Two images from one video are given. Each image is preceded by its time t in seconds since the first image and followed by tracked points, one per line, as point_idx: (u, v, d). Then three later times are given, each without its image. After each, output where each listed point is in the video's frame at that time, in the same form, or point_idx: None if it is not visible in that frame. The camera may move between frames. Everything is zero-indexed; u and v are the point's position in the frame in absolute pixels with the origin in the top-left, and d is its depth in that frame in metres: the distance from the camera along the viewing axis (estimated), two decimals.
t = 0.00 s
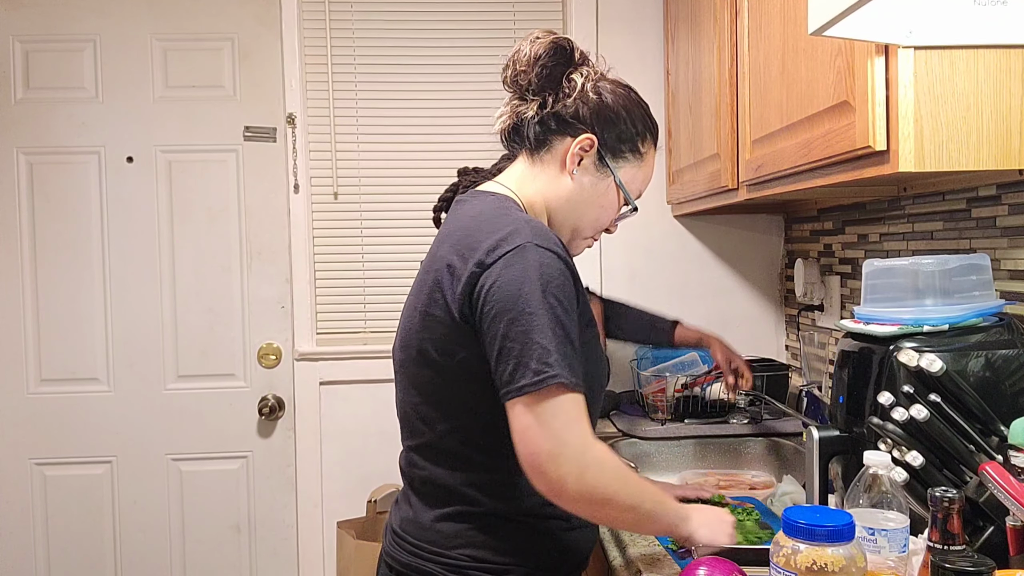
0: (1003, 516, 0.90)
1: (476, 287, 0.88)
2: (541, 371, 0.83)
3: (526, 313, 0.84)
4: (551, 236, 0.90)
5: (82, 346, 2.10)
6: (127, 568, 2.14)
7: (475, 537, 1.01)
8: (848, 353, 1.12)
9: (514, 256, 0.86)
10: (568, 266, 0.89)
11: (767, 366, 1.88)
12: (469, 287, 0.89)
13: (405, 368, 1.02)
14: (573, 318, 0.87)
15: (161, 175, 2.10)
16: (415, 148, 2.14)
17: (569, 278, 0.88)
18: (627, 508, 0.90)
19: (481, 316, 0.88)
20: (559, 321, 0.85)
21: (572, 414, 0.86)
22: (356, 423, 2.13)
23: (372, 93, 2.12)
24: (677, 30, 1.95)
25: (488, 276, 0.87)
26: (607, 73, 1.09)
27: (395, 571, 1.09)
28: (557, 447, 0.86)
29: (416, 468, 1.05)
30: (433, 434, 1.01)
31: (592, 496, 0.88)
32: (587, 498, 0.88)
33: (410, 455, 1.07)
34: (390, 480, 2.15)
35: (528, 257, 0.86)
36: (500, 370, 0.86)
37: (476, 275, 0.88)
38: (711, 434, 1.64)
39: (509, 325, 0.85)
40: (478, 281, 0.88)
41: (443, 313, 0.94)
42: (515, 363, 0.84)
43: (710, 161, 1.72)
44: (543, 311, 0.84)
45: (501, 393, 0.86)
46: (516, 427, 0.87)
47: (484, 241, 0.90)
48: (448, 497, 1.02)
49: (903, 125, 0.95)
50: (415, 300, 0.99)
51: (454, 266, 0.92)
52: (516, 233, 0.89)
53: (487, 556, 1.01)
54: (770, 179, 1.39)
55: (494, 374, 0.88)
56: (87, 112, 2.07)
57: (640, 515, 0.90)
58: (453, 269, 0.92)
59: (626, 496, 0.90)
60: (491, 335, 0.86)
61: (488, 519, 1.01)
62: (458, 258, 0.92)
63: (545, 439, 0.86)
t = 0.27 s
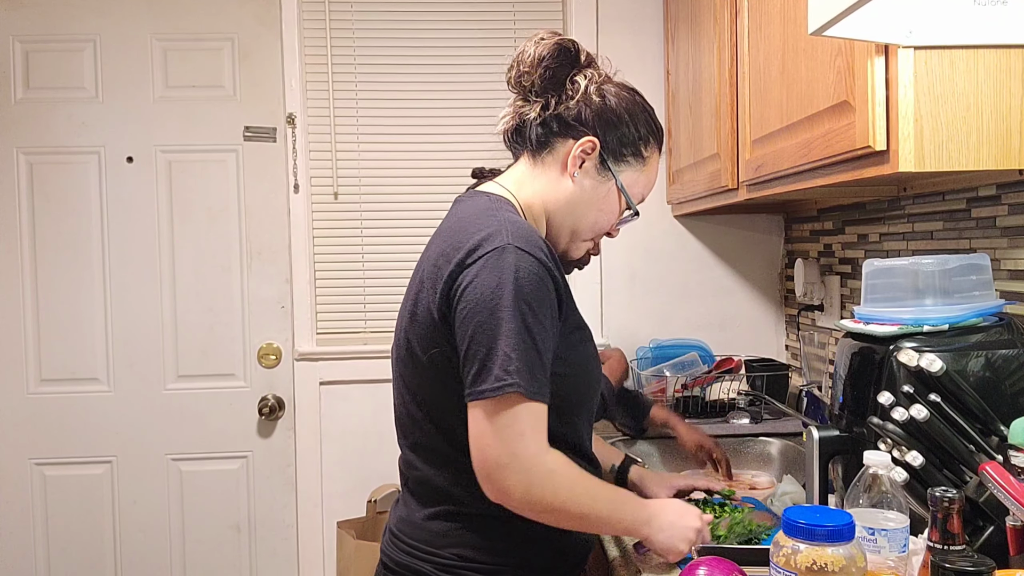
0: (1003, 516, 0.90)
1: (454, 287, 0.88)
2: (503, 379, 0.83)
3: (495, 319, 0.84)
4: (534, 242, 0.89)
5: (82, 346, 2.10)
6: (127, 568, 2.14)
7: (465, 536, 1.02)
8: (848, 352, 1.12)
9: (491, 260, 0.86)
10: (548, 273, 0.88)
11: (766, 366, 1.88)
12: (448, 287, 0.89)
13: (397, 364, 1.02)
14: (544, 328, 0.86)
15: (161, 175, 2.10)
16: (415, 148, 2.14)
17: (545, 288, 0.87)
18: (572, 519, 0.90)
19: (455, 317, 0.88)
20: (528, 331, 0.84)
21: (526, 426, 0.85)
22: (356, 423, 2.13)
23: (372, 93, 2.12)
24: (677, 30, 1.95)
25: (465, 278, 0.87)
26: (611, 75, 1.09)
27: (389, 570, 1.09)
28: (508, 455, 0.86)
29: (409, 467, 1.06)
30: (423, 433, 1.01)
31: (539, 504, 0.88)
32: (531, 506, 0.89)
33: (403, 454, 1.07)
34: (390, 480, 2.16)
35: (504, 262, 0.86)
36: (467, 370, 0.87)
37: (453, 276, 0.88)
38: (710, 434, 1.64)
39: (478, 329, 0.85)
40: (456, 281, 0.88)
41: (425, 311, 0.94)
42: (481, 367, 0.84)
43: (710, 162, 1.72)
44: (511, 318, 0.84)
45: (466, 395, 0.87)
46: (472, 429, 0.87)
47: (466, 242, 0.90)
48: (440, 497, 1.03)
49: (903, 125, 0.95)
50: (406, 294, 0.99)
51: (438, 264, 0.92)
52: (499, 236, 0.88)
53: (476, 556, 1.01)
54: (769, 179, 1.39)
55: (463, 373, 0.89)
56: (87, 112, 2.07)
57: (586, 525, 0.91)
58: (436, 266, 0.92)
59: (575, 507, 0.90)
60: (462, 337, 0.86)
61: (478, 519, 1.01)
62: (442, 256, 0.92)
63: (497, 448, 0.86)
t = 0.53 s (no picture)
0: (1003, 516, 0.90)
1: (450, 291, 0.88)
2: (506, 380, 0.83)
3: (494, 320, 0.84)
4: (530, 241, 0.89)
5: (81, 346, 2.10)
6: (127, 568, 2.14)
7: (457, 535, 1.02)
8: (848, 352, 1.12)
9: (488, 261, 0.86)
10: (545, 271, 0.88)
11: (767, 365, 1.88)
12: (444, 290, 0.89)
13: (395, 366, 1.02)
14: (544, 327, 0.86)
15: (161, 175, 2.10)
16: (416, 148, 2.14)
17: (543, 287, 0.86)
18: (588, 509, 0.89)
19: (454, 320, 0.87)
20: (527, 330, 0.84)
21: (532, 424, 0.85)
22: (356, 423, 2.13)
23: (372, 93, 2.12)
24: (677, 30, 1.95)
25: (461, 280, 0.87)
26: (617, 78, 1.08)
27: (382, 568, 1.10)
28: (518, 454, 0.86)
29: (404, 466, 1.06)
30: (417, 432, 1.01)
31: (553, 501, 0.88)
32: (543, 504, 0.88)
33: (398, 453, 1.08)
34: (390, 480, 2.15)
35: (501, 262, 0.85)
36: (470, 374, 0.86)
37: (451, 279, 0.88)
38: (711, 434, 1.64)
39: (477, 332, 0.84)
40: (453, 284, 0.88)
41: (423, 315, 0.94)
42: (482, 369, 0.84)
43: (710, 162, 1.72)
44: (512, 318, 0.84)
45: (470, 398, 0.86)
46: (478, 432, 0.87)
47: (462, 244, 0.89)
48: (434, 495, 1.03)
49: (903, 125, 0.95)
50: (404, 298, 0.99)
51: (434, 268, 0.92)
52: (494, 236, 0.88)
53: (467, 555, 1.02)
54: (769, 179, 1.39)
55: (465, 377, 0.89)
56: (87, 113, 2.07)
57: (600, 514, 0.90)
58: (433, 269, 0.92)
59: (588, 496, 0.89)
60: (462, 340, 0.86)
61: (471, 518, 1.02)
62: (438, 260, 0.92)
63: (504, 446, 0.86)
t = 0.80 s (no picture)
0: (1003, 517, 0.90)
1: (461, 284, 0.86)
2: (548, 351, 0.80)
3: (520, 299, 0.81)
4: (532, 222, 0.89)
5: (81, 346, 2.10)
6: (127, 568, 2.15)
7: (451, 535, 1.03)
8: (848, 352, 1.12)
9: (499, 247, 0.84)
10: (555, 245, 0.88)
11: (767, 365, 1.88)
12: (452, 285, 0.87)
13: (397, 372, 1.02)
14: (572, 299, 0.84)
15: (161, 175, 2.10)
16: (416, 148, 2.14)
17: (557, 257, 0.86)
18: (670, 430, 0.86)
19: (473, 313, 0.85)
20: (556, 299, 0.82)
21: (603, 365, 0.81)
22: (356, 422, 2.13)
23: (372, 93, 2.12)
24: (677, 30, 1.95)
25: (473, 269, 0.85)
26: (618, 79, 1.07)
27: (379, 566, 1.11)
28: (606, 399, 0.80)
29: (402, 465, 1.07)
30: (414, 433, 1.02)
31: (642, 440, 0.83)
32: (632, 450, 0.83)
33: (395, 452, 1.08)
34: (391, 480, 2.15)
35: (512, 245, 0.84)
36: (499, 362, 0.82)
37: (462, 273, 0.86)
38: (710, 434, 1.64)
39: (502, 314, 0.82)
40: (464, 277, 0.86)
41: (431, 318, 0.91)
42: (519, 351, 0.81)
43: (710, 162, 1.72)
44: (539, 291, 0.81)
45: (512, 387, 0.82)
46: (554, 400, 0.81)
47: (464, 237, 0.88)
48: (430, 496, 1.04)
49: (903, 125, 0.95)
50: (403, 305, 0.97)
51: (437, 266, 0.90)
52: (494, 225, 0.87)
53: (461, 555, 1.03)
54: (769, 179, 1.39)
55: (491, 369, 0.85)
56: (87, 113, 2.07)
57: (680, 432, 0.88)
58: (434, 270, 0.90)
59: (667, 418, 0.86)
60: (486, 330, 0.83)
61: (465, 518, 1.03)
62: (439, 259, 0.90)
63: (591, 392, 0.80)
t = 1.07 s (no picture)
0: (1003, 517, 0.90)
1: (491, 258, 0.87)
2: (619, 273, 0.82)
3: (568, 246, 0.83)
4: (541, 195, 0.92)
5: (81, 346, 2.10)
6: (127, 568, 2.14)
7: (461, 534, 1.02)
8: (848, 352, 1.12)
9: (526, 215, 0.87)
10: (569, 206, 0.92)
11: (767, 365, 1.88)
12: (481, 263, 0.87)
13: (404, 376, 1.01)
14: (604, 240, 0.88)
15: (161, 175, 2.10)
16: (416, 149, 2.14)
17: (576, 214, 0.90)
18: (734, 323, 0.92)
19: (514, 279, 0.86)
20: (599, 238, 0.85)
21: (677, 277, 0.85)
22: (356, 423, 2.13)
23: (372, 94, 2.12)
24: (677, 30, 1.95)
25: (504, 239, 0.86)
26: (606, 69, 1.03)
27: (387, 567, 1.10)
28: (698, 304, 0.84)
29: (409, 465, 1.07)
30: (422, 430, 1.02)
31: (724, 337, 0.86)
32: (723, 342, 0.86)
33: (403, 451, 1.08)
34: (391, 480, 2.15)
35: (535, 212, 0.87)
36: (572, 306, 0.83)
37: (493, 247, 0.86)
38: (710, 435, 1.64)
39: (550, 263, 0.83)
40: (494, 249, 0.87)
41: (455, 304, 0.91)
42: (589, 286, 0.82)
43: (710, 162, 1.72)
44: (583, 234, 0.84)
45: (588, 323, 0.83)
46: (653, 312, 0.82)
47: (480, 219, 0.89)
48: (438, 493, 1.03)
49: (903, 125, 0.95)
50: (411, 309, 0.96)
51: (452, 258, 0.90)
52: (504, 207, 0.90)
53: (470, 554, 1.01)
54: (769, 179, 1.39)
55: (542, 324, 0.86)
56: (87, 113, 2.07)
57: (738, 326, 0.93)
58: (452, 258, 0.90)
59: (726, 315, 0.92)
60: (538, 285, 0.84)
61: (475, 515, 1.02)
62: (456, 247, 0.90)
63: (683, 299, 0.83)
